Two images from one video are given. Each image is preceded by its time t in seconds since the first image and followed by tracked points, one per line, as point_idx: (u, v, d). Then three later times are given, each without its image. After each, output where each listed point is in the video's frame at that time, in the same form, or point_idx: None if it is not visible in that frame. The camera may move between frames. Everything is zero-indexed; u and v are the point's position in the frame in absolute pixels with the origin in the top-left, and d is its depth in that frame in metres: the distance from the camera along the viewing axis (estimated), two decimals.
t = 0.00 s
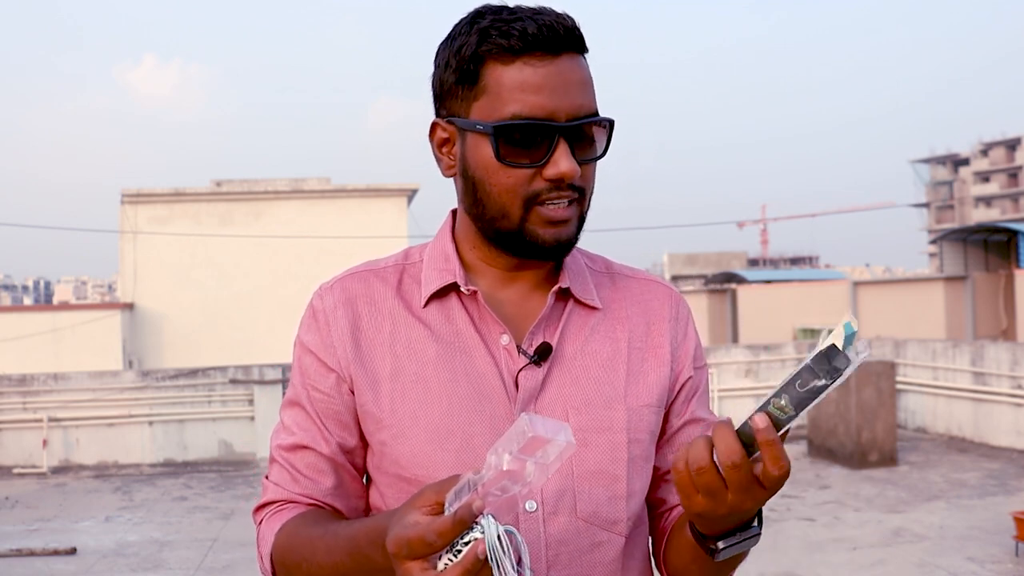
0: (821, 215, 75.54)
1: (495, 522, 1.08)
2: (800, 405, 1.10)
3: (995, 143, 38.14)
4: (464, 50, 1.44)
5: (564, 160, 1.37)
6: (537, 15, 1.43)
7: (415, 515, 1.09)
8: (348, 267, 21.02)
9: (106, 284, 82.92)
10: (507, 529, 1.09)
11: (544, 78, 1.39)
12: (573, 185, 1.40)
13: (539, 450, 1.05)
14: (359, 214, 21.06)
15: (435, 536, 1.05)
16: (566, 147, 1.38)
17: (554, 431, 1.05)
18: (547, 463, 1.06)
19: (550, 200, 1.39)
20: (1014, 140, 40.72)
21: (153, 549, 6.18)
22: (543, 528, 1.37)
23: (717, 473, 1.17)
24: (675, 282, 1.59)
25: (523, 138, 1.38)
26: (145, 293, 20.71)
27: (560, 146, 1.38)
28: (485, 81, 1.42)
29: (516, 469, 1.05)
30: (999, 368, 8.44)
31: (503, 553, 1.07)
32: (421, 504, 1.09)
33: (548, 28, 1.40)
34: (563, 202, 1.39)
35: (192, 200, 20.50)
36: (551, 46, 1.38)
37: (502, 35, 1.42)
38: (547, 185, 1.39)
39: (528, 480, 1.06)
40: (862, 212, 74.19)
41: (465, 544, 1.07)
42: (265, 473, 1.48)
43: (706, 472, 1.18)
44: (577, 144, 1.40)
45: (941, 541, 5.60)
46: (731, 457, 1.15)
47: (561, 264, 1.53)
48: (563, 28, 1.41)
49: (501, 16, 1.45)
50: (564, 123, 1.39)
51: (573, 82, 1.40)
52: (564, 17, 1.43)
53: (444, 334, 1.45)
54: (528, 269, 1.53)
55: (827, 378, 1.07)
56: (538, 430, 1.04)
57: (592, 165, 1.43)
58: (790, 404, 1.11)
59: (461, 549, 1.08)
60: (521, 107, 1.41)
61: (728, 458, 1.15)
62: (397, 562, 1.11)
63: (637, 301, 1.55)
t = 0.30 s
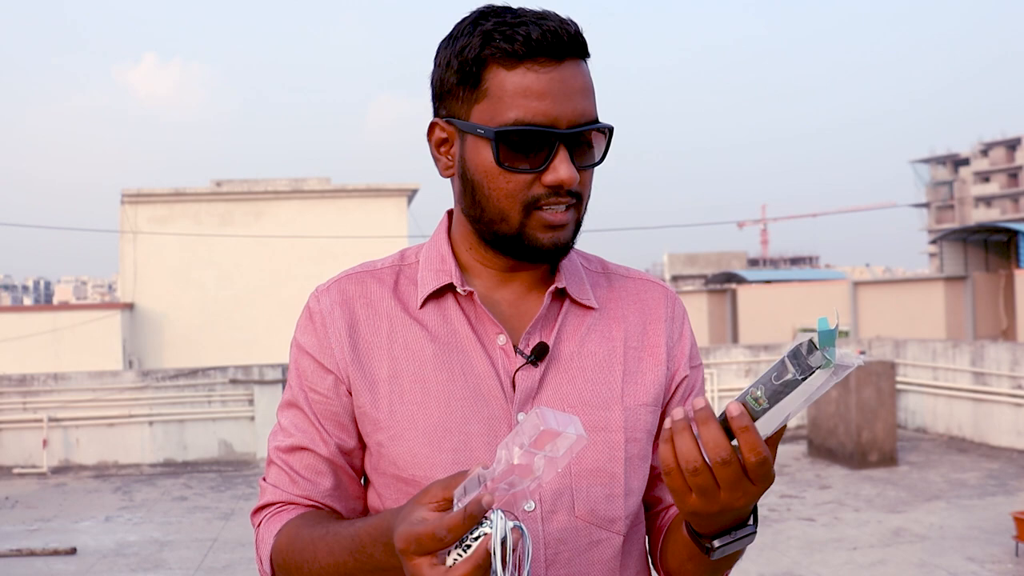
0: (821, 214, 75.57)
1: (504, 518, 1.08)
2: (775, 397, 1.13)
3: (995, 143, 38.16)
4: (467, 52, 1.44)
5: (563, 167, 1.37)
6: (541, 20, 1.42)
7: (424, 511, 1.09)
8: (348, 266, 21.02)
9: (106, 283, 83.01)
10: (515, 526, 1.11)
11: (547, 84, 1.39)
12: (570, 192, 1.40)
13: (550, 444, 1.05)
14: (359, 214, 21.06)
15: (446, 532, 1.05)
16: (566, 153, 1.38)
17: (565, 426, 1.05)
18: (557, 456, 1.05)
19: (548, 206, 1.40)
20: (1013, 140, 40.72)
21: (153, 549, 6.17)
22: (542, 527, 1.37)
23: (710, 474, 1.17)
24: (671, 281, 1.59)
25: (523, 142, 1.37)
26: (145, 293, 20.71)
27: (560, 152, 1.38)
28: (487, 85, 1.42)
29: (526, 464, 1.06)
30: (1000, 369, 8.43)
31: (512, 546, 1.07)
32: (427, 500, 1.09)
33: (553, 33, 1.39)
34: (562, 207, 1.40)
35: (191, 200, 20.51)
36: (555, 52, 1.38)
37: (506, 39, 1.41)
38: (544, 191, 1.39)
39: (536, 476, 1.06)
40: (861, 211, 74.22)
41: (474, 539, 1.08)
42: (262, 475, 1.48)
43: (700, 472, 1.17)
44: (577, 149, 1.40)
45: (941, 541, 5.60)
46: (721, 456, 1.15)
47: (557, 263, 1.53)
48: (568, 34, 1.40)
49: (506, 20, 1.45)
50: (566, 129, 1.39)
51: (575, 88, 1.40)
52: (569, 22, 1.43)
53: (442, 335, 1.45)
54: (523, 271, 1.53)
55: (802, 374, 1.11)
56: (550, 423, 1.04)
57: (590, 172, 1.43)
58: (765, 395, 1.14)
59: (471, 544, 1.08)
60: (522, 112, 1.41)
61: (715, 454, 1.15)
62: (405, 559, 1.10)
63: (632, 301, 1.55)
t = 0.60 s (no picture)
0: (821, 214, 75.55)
1: (500, 521, 1.08)
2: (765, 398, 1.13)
3: (995, 143, 38.17)
4: (468, 53, 1.44)
5: (563, 168, 1.37)
6: (543, 21, 1.42)
7: (419, 516, 1.09)
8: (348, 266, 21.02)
9: (105, 283, 83.02)
10: (511, 528, 1.10)
11: (548, 85, 1.39)
12: (570, 194, 1.40)
13: (544, 448, 1.04)
14: (359, 214, 21.07)
15: (442, 536, 1.05)
16: (567, 154, 1.38)
17: (560, 431, 1.04)
18: (551, 461, 1.04)
19: (550, 207, 1.40)
20: (1014, 141, 40.71)
21: (153, 549, 6.17)
22: (541, 526, 1.37)
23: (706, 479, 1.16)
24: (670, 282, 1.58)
25: (525, 141, 1.37)
26: (145, 293, 20.71)
27: (560, 153, 1.38)
28: (488, 85, 1.42)
29: (520, 469, 1.05)
30: (999, 369, 8.44)
31: (508, 548, 1.07)
32: (424, 503, 1.09)
33: (554, 35, 1.40)
34: (563, 209, 1.40)
35: (192, 200, 20.51)
36: (557, 53, 1.38)
37: (509, 40, 1.41)
38: (546, 192, 1.39)
39: (532, 480, 1.06)
40: (862, 211, 74.22)
41: (471, 543, 1.08)
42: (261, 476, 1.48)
43: (697, 476, 1.17)
44: (576, 151, 1.41)
45: (941, 541, 5.59)
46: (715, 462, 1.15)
47: (555, 263, 1.53)
48: (569, 35, 1.41)
49: (507, 20, 1.45)
50: (567, 131, 1.39)
51: (576, 89, 1.40)
52: (570, 23, 1.43)
53: (441, 336, 1.45)
54: (521, 271, 1.53)
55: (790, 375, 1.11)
56: (545, 428, 1.03)
57: (590, 173, 1.44)
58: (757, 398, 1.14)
59: (467, 549, 1.08)
60: (523, 113, 1.41)
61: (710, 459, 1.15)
62: (401, 562, 1.10)
63: (631, 300, 1.55)
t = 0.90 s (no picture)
0: (821, 214, 75.56)
1: (500, 523, 1.08)
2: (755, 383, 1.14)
3: (995, 143, 38.20)
4: (466, 51, 1.44)
5: (564, 163, 1.37)
6: (539, 17, 1.42)
7: (418, 516, 1.09)
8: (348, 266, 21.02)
9: (105, 283, 83.00)
10: (511, 530, 1.10)
11: (547, 80, 1.39)
12: (572, 189, 1.40)
13: (544, 449, 1.04)
14: (359, 214, 21.07)
15: (441, 538, 1.05)
16: (567, 150, 1.38)
17: (559, 432, 1.04)
18: (552, 461, 1.05)
19: (550, 202, 1.39)
20: (1014, 141, 40.71)
21: (153, 549, 6.17)
22: (541, 527, 1.37)
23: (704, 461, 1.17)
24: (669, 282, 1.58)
25: (525, 138, 1.38)
26: (145, 293, 20.71)
27: (561, 148, 1.38)
28: (487, 82, 1.42)
29: (520, 470, 1.05)
30: (999, 369, 8.44)
31: (507, 549, 1.08)
32: (424, 505, 1.09)
33: (552, 31, 1.40)
34: (563, 204, 1.40)
35: (192, 200, 20.51)
36: (555, 50, 1.39)
37: (506, 36, 1.41)
38: (547, 188, 1.39)
39: (531, 481, 1.06)
40: (862, 211, 74.24)
41: (470, 545, 1.07)
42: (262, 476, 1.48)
43: (689, 450, 1.17)
44: (576, 147, 1.41)
45: (941, 541, 5.60)
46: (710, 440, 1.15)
47: (555, 263, 1.53)
48: (567, 31, 1.41)
49: (505, 18, 1.45)
50: (566, 126, 1.39)
51: (575, 85, 1.40)
52: (568, 21, 1.43)
53: (441, 337, 1.45)
54: (521, 270, 1.53)
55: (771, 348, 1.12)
56: (544, 430, 1.03)
57: (590, 169, 1.44)
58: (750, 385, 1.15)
59: (467, 550, 1.07)
60: (523, 109, 1.41)
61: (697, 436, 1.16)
62: (401, 563, 1.10)
63: (631, 300, 1.55)
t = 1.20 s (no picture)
0: (821, 213, 75.57)
1: (499, 523, 1.08)
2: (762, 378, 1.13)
3: (995, 143, 38.23)
4: (464, 52, 1.44)
5: (565, 161, 1.37)
6: (536, 17, 1.43)
7: (418, 515, 1.09)
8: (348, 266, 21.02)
9: (105, 283, 83.08)
10: (510, 530, 1.10)
11: (545, 80, 1.39)
12: (572, 188, 1.40)
13: (542, 450, 1.04)
14: (359, 214, 21.06)
15: (440, 538, 1.05)
16: (566, 149, 1.38)
17: (558, 432, 1.05)
18: (553, 461, 1.05)
19: (551, 202, 1.39)
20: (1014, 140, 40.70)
21: (153, 549, 6.17)
22: (541, 527, 1.37)
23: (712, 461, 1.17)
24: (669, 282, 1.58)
25: (525, 137, 1.38)
26: (145, 293, 20.71)
27: (561, 147, 1.38)
28: (486, 84, 1.42)
29: (518, 471, 1.05)
30: (999, 369, 8.44)
31: (507, 551, 1.07)
32: (423, 506, 1.09)
33: (550, 30, 1.40)
34: (563, 203, 1.39)
35: (191, 200, 20.51)
36: (553, 48, 1.38)
37: (504, 36, 1.41)
38: (547, 187, 1.39)
39: (530, 481, 1.06)
40: (862, 211, 74.23)
41: (469, 545, 1.07)
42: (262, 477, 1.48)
43: (695, 445, 1.17)
44: (576, 146, 1.40)
45: (941, 541, 5.59)
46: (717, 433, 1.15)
47: (555, 264, 1.53)
48: (564, 31, 1.41)
49: (502, 18, 1.45)
50: (565, 125, 1.39)
51: (573, 84, 1.40)
52: (564, 19, 1.43)
53: (441, 337, 1.45)
54: (522, 270, 1.53)
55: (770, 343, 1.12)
56: (543, 431, 1.04)
57: (590, 168, 1.43)
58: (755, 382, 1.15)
59: (466, 550, 1.07)
60: (522, 109, 1.41)
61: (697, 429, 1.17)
62: (400, 563, 1.10)
63: (631, 301, 1.55)
